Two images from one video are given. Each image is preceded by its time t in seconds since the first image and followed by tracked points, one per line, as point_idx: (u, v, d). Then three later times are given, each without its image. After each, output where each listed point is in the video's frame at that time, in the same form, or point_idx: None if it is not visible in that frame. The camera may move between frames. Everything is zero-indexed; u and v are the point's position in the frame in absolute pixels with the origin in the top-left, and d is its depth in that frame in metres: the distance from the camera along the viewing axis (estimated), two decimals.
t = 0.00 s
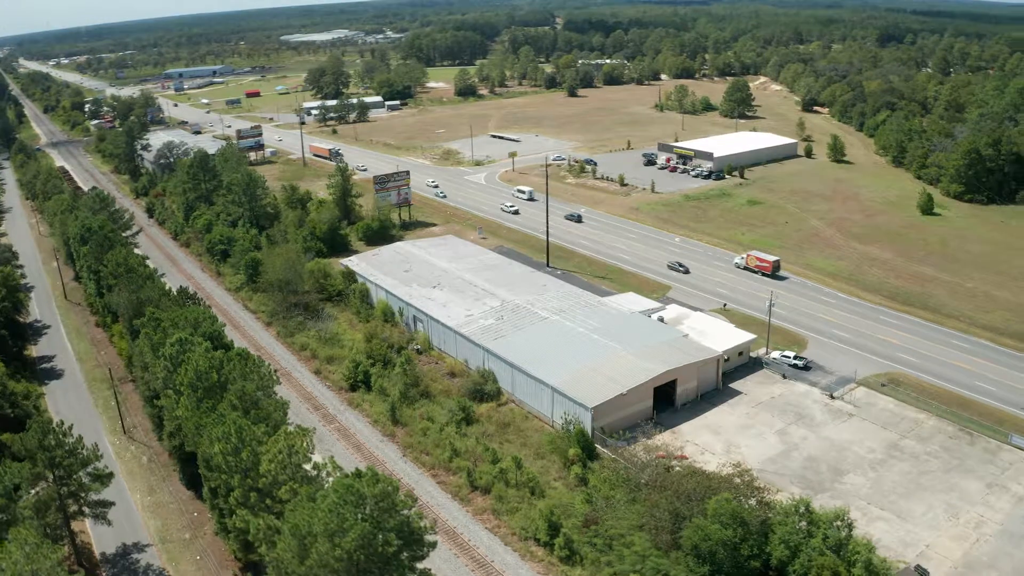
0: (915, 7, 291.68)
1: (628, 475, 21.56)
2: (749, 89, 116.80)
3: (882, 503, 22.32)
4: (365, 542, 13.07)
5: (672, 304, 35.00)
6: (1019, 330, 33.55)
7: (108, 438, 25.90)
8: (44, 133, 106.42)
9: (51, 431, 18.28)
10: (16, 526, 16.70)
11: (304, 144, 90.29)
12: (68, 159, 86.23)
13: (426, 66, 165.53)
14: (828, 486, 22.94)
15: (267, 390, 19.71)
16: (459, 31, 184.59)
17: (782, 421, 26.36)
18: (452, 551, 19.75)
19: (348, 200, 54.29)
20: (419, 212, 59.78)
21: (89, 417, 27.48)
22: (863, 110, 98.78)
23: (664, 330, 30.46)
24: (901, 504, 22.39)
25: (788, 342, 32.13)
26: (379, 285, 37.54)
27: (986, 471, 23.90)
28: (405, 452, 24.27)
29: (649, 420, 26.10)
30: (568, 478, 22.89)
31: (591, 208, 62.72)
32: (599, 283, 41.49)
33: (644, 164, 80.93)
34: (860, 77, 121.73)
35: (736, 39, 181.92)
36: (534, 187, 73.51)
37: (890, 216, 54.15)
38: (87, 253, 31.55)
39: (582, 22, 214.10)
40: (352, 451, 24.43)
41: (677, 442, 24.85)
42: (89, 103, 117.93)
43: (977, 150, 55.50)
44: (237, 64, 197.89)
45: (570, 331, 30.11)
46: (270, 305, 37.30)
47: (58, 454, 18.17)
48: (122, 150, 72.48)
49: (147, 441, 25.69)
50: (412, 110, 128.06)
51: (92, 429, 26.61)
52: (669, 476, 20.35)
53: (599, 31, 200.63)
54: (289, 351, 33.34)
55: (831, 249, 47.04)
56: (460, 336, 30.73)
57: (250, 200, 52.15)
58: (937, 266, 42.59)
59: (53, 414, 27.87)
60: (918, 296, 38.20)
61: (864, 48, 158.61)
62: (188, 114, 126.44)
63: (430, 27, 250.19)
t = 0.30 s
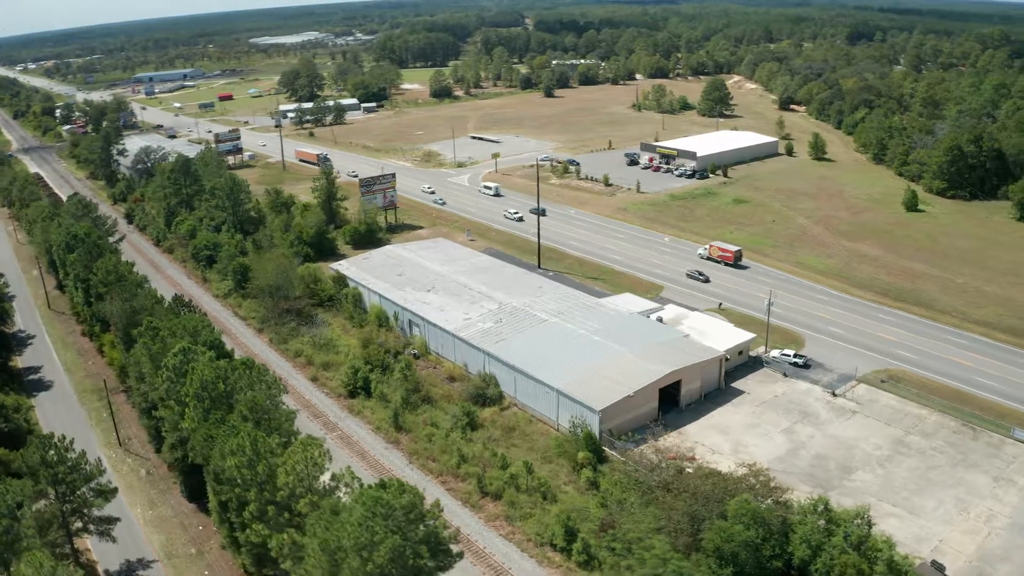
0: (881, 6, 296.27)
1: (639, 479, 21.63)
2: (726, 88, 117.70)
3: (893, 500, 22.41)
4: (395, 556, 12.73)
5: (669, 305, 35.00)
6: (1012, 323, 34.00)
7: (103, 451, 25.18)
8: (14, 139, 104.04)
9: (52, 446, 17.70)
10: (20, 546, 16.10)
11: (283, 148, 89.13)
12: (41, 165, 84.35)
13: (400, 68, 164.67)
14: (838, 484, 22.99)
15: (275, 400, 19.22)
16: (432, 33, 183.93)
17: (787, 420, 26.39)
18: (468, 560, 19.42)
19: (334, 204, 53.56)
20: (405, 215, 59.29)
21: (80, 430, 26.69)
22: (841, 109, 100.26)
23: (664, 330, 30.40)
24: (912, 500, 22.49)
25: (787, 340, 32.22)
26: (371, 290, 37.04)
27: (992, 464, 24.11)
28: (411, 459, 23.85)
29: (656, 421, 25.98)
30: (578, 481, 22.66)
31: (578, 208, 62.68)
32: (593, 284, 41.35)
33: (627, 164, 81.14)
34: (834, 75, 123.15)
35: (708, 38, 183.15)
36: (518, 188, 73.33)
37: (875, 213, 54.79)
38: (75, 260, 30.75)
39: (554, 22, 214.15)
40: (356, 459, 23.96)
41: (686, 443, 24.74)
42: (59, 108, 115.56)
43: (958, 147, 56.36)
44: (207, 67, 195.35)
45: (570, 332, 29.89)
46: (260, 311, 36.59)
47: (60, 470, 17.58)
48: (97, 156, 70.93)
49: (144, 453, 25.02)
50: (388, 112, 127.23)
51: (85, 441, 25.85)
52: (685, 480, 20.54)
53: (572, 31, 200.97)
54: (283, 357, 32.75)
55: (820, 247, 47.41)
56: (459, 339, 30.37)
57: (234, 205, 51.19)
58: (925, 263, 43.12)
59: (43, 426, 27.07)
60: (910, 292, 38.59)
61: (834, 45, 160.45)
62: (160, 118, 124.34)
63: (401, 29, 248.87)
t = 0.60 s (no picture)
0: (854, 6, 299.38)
1: (656, 481, 21.52)
2: (708, 87, 118.25)
3: (907, 497, 22.33)
4: (433, 569, 12.42)
5: (670, 305, 34.89)
6: (1011, 319, 34.20)
7: (104, 462, 24.55)
8: None
9: (60, 460, 17.16)
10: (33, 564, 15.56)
11: (266, 151, 88.11)
12: (19, 171, 82.75)
13: (380, 70, 163.80)
14: (852, 482, 22.89)
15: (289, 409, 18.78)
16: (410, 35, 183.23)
17: (796, 419, 26.29)
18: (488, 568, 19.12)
19: (324, 207, 52.95)
20: (396, 218, 58.81)
21: (78, 441, 25.99)
22: (824, 108, 101.33)
23: (668, 331, 30.23)
24: (926, 497, 22.41)
25: (789, 339, 32.14)
26: (370, 294, 36.62)
27: (1001, 458, 24.12)
28: (422, 466, 23.49)
29: (666, 423, 25.78)
30: (593, 486, 22.45)
31: (570, 210, 62.62)
32: (591, 286, 41.14)
33: (615, 164, 81.30)
34: (814, 74, 124.07)
35: (687, 37, 183.98)
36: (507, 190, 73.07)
37: (865, 212, 55.13)
38: (68, 267, 30.02)
39: (532, 23, 214.03)
40: (365, 467, 23.55)
41: (698, 444, 24.55)
42: (35, 113, 113.53)
43: (945, 144, 56.90)
44: (183, 70, 193.10)
45: (576, 335, 29.71)
46: (256, 317, 35.98)
47: (69, 485, 17.04)
48: (78, 160, 69.64)
49: (146, 464, 24.41)
50: (370, 114, 126.44)
51: (83, 454, 25.16)
52: (704, 482, 20.47)
53: (550, 32, 201.11)
54: (282, 364, 32.22)
55: (814, 247, 47.60)
56: (463, 344, 30.05)
57: (223, 209, 50.34)
58: (920, 261, 43.38)
59: (40, 438, 26.35)
60: (907, 290, 38.76)
61: (812, 44, 161.68)
62: (139, 122, 122.57)
63: (378, 31, 247.62)
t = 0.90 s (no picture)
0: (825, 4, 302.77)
1: (670, 483, 21.42)
2: (688, 87, 118.82)
3: (919, 493, 22.29)
4: None
5: (669, 305, 34.82)
6: (1006, 314, 34.49)
7: (103, 475, 23.91)
8: None
9: (69, 475, 16.61)
10: None
11: (247, 154, 86.97)
12: None
13: (357, 72, 162.70)
14: (864, 480, 22.84)
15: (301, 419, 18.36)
16: (387, 36, 182.18)
17: (802, 417, 26.26)
18: None
19: (313, 210, 52.23)
20: (384, 220, 58.36)
21: (75, 454, 25.26)
22: (806, 106, 103.33)
23: (671, 332, 30.14)
24: (937, 493, 22.39)
25: (790, 338, 32.16)
26: (366, 299, 36.22)
27: (1008, 452, 24.18)
28: (431, 472, 23.15)
29: (674, 424, 25.66)
30: (606, 489, 22.28)
31: (560, 210, 62.96)
32: (587, 287, 41.00)
33: (602, 164, 81.89)
34: (791, 73, 125.05)
35: (663, 37, 184.69)
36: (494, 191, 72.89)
37: (853, 211, 55.58)
38: (59, 275, 29.26)
39: (509, 24, 213.73)
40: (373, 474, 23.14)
41: (708, 445, 24.41)
42: (8, 118, 111.30)
43: (930, 142, 57.54)
44: (157, 74, 190.76)
45: (579, 337, 29.57)
46: (249, 322, 35.35)
47: (78, 500, 16.50)
48: (56, 166, 68.26)
49: (148, 476, 23.79)
50: (349, 116, 125.51)
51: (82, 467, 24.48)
52: (721, 483, 20.41)
53: (526, 33, 201.03)
54: (280, 370, 31.68)
55: (805, 246, 47.85)
56: (466, 348, 29.79)
57: (210, 214, 49.29)
58: (911, 258, 43.70)
59: (34, 451, 25.55)
60: (901, 287, 38.97)
61: (787, 43, 163.00)
62: (114, 126, 120.65)
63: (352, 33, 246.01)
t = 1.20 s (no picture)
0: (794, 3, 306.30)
1: (683, 484, 21.31)
2: (667, 87, 119.37)
3: (929, 489, 22.27)
4: None
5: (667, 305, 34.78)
6: (999, 309, 34.84)
7: (102, 489, 23.21)
8: None
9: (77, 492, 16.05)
10: None
11: (226, 158, 85.86)
12: None
13: (332, 74, 161.54)
14: (873, 477, 22.81)
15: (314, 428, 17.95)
16: (361, 38, 181.15)
17: (807, 416, 26.24)
18: None
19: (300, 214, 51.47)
20: (371, 223, 57.93)
21: (71, 468, 24.54)
22: (786, 105, 104.97)
23: (672, 333, 30.11)
24: (946, 487, 22.35)
25: (789, 337, 32.21)
26: (361, 303, 35.80)
27: (1013, 445, 24.28)
28: (440, 478, 22.81)
29: (681, 424, 25.57)
30: (618, 491, 22.11)
31: (548, 211, 63.62)
32: (581, 288, 40.92)
33: (587, 164, 82.97)
34: (768, 72, 126.08)
35: (638, 36, 185.45)
36: (479, 193, 72.78)
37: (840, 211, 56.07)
38: (48, 283, 28.52)
39: (483, 24, 213.33)
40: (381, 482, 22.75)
41: (717, 445, 24.34)
42: None
43: (913, 140, 58.39)
44: (128, 78, 188.00)
45: (581, 338, 29.43)
46: (241, 327, 34.68)
47: (87, 518, 15.93)
48: (32, 172, 66.75)
49: (148, 488, 23.09)
50: (327, 118, 124.49)
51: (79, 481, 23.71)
52: (736, 482, 20.36)
53: (500, 34, 200.94)
54: (277, 377, 31.10)
55: (795, 245, 48.19)
56: (468, 351, 29.54)
57: (195, 219, 48.17)
58: (901, 255, 44.09)
59: (27, 464, 24.76)
60: (893, 283, 39.23)
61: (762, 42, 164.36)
62: (87, 131, 118.65)
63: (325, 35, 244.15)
